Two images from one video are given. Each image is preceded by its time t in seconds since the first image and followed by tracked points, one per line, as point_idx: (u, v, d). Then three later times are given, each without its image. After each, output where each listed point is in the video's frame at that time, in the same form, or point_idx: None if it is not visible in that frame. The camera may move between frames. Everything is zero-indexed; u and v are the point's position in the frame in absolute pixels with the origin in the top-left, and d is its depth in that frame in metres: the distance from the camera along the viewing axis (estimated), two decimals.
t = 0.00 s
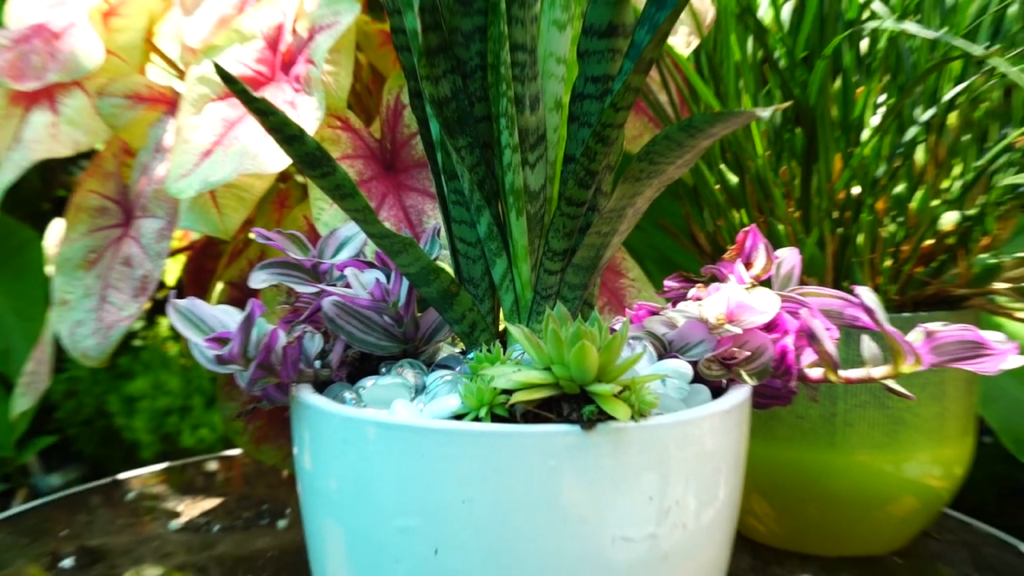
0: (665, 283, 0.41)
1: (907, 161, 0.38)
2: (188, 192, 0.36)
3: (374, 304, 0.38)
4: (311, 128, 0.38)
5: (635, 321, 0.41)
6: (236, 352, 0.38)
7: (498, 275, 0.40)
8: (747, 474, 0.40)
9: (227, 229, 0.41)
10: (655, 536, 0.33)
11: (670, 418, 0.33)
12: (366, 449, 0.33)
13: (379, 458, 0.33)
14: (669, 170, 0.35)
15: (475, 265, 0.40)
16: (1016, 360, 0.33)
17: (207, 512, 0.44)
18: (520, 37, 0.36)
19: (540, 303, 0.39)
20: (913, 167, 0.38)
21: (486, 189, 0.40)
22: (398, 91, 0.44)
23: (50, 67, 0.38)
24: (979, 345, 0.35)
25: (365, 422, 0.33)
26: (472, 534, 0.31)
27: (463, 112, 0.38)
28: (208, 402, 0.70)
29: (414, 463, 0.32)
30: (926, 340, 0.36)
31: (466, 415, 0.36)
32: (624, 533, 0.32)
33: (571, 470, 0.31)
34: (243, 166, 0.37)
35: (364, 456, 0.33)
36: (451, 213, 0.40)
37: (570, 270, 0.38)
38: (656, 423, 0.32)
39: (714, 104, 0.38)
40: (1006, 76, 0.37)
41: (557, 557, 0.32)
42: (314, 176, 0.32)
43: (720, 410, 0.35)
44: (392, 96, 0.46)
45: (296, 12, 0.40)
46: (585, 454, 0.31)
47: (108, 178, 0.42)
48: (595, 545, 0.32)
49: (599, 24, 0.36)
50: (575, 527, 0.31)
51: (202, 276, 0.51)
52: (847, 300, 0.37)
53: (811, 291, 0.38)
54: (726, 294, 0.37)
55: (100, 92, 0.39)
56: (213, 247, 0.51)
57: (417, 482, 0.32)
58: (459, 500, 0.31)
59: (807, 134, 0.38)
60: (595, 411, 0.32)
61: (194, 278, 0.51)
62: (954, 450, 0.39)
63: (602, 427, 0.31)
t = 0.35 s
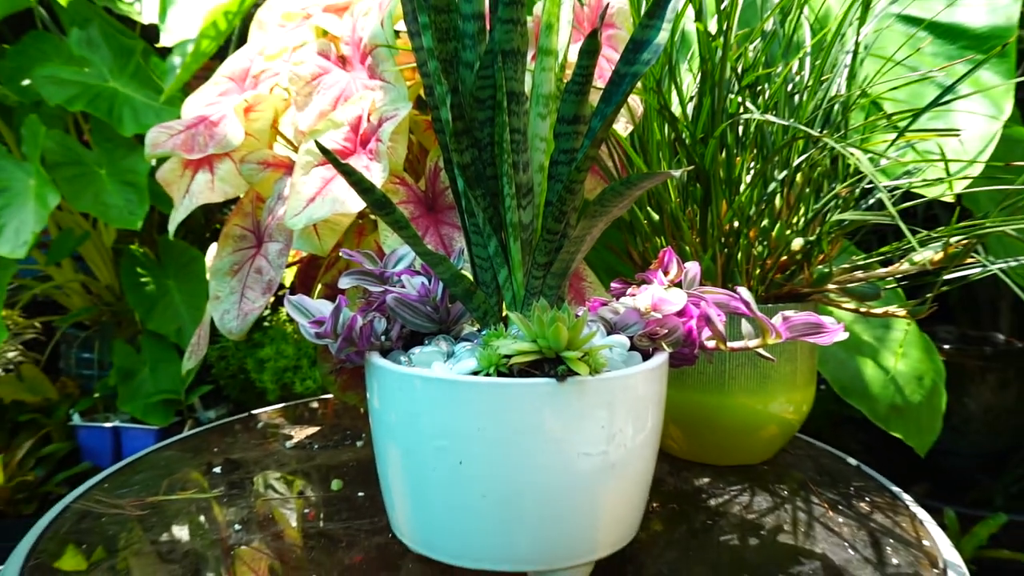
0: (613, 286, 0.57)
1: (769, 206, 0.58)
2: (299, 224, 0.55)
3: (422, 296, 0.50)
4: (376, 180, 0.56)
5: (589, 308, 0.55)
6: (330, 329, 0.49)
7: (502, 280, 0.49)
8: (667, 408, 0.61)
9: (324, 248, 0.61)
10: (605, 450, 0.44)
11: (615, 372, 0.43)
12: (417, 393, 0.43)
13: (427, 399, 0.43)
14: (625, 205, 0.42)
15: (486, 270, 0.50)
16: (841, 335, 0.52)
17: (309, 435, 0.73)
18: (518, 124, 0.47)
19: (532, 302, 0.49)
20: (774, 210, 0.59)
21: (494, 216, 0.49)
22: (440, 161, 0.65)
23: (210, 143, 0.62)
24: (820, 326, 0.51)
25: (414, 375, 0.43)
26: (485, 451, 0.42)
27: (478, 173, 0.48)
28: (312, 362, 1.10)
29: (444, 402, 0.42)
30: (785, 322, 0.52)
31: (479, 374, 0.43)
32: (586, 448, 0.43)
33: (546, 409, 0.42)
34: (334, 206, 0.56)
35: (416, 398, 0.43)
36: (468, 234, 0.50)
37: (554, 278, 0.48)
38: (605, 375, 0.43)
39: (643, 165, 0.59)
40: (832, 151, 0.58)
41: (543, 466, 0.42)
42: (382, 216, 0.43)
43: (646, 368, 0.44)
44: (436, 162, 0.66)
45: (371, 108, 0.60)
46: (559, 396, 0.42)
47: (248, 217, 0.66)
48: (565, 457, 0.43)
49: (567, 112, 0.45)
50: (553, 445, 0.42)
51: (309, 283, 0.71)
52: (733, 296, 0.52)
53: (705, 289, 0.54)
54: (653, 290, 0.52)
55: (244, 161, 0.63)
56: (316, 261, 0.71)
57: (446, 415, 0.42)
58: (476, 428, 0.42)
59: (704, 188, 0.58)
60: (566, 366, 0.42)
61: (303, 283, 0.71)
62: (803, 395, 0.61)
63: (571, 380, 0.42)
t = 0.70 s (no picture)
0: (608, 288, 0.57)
1: (759, 208, 0.61)
2: (308, 226, 0.56)
3: (423, 297, 0.50)
4: (381, 186, 0.58)
5: (584, 307, 0.52)
6: (336, 328, 0.50)
7: (502, 280, 0.51)
8: (661, 405, 0.63)
9: (330, 250, 0.64)
10: (601, 446, 0.44)
11: (611, 371, 0.44)
12: (418, 390, 0.44)
13: (428, 396, 0.44)
14: (616, 209, 0.44)
15: (486, 272, 0.52)
16: (830, 334, 0.51)
17: (316, 430, 0.75)
18: (516, 130, 0.49)
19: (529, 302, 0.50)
20: (764, 212, 0.61)
21: (494, 220, 0.51)
22: (441, 166, 0.67)
23: (221, 149, 0.64)
24: (808, 324, 0.50)
25: (415, 372, 0.44)
26: (487, 447, 0.43)
27: (479, 177, 0.50)
28: (318, 359, 1.16)
29: (446, 399, 0.43)
30: (775, 321, 0.51)
31: (479, 372, 0.44)
32: (582, 444, 0.44)
33: (545, 405, 0.42)
34: (340, 208, 0.57)
35: (416, 395, 0.44)
36: (470, 236, 0.51)
37: (551, 278, 0.49)
38: (601, 374, 0.43)
39: (638, 170, 0.62)
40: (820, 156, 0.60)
41: (541, 461, 0.43)
42: (386, 219, 0.45)
43: (642, 365, 0.46)
44: (438, 166, 0.68)
45: (376, 115, 0.62)
46: (556, 394, 0.42)
47: (257, 220, 0.69)
48: (561, 452, 0.43)
49: (565, 120, 0.47)
50: (550, 440, 0.43)
51: (316, 283, 0.75)
52: (723, 295, 0.50)
53: (698, 289, 0.52)
54: (648, 290, 0.50)
55: (253, 165, 0.66)
56: (323, 263, 0.74)
57: (448, 411, 0.43)
58: (478, 424, 0.43)
59: (696, 191, 0.61)
60: (563, 364, 0.43)
61: (310, 283, 0.74)
62: (793, 392, 0.63)
63: (569, 376, 0.43)
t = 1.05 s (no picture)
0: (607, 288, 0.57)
1: (758, 209, 0.61)
2: (307, 226, 0.56)
3: (423, 298, 0.50)
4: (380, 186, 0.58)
5: (584, 308, 0.52)
6: (335, 329, 0.49)
7: (501, 280, 0.51)
8: (661, 405, 0.63)
9: (329, 251, 0.64)
10: (601, 446, 0.44)
11: (611, 372, 0.44)
12: (417, 391, 0.44)
13: (427, 397, 0.44)
14: (615, 209, 0.44)
15: (485, 272, 0.52)
16: (829, 335, 0.51)
17: (315, 431, 0.75)
18: (515, 130, 0.48)
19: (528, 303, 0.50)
20: (763, 212, 0.61)
21: (493, 220, 0.51)
22: (441, 166, 0.67)
23: (219, 149, 0.64)
24: (807, 325, 0.50)
25: (414, 373, 0.44)
26: (487, 447, 0.43)
27: (478, 178, 0.50)
28: (318, 360, 1.16)
29: (446, 400, 0.43)
30: (773, 322, 0.51)
31: (477, 373, 0.44)
32: (581, 444, 0.44)
33: (545, 406, 0.42)
34: (339, 209, 0.57)
35: (416, 396, 0.44)
36: (470, 237, 0.51)
37: (550, 278, 0.49)
38: (600, 374, 0.43)
39: (637, 171, 0.62)
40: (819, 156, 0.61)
41: (541, 462, 0.43)
42: (385, 219, 0.45)
43: (642, 365, 0.46)
44: (437, 167, 0.68)
45: (375, 115, 0.62)
46: (556, 394, 0.42)
47: (255, 220, 0.69)
48: (561, 452, 0.43)
49: (564, 120, 0.47)
50: (550, 441, 0.43)
51: (315, 284, 0.74)
52: (722, 296, 0.50)
53: (697, 289, 0.52)
54: (647, 291, 0.50)
55: (252, 165, 0.66)
56: (322, 263, 0.74)
57: (448, 411, 0.43)
58: (477, 424, 0.43)
59: (695, 192, 0.61)
60: (562, 364, 0.43)
61: (309, 284, 0.74)
62: (793, 392, 0.63)
63: (568, 376, 0.42)
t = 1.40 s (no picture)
0: (606, 289, 0.57)
1: (757, 210, 0.61)
2: (305, 227, 0.56)
3: (421, 298, 0.50)
4: (378, 187, 0.58)
5: (583, 308, 0.52)
6: (334, 330, 0.49)
7: (499, 281, 0.51)
8: (659, 406, 0.64)
9: (327, 252, 0.64)
10: (599, 447, 0.44)
11: (609, 373, 0.44)
12: (416, 392, 0.44)
13: (426, 397, 0.44)
14: (613, 210, 0.44)
15: (483, 273, 0.52)
16: (826, 336, 0.51)
17: (314, 432, 0.75)
18: (514, 131, 0.48)
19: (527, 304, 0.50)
20: (761, 213, 0.61)
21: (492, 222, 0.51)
22: (439, 167, 0.67)
23: (217, 150, 0.64)
24: (805, 326, 0.50)
25: (413, 374, 0.44)
26: (485, 448, 0.43)
27: (477, 179, 0.50)
28: (317, 361, 1.17)
29: (444, 400, 0.43)
30: (771, 323, 0.51)
31: (476, 374, 0.44)
32: (579, 445, 0.44)
33: (543, 407, 0.42)
34: (338, 210, 0.57)
35: (414, 397, 0.44)
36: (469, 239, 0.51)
37: (548, 279, 0.49)
38: (598, 375, 0.43)
39: (635, 172, 0.62)
40: (817, 157, 0.61)
41: (539, 462, 0.43)
42: (382, 220, 0.45)
43: (639, 366, 0.46)
44: (436, 168, 0.68)
45: (373, 116, 0.62)
46: (554, 395, 0.42)
47: (254, 221, 0.69)
48: (559, 453, 0.43)
49: (562, 121, 0.47)
50: (548, 441, 0.43)
51: (313, 286, 0.74)
52: (720, 296, 0.50)
53: (695, 291, 0.52)
54: (646, 292, 0.50)
55: (251, 166, 0.66)
56: (320, 264, 0.74)
57: (446, 412, 0.43)
58: (476, 425, 0.43)
59: (693, 193, 0.61)
60: (561, 365, 0.43)
61: (307, 286, 0.74)
62: (791, 393, 0.63)
63: (566, 376, 0.43)
